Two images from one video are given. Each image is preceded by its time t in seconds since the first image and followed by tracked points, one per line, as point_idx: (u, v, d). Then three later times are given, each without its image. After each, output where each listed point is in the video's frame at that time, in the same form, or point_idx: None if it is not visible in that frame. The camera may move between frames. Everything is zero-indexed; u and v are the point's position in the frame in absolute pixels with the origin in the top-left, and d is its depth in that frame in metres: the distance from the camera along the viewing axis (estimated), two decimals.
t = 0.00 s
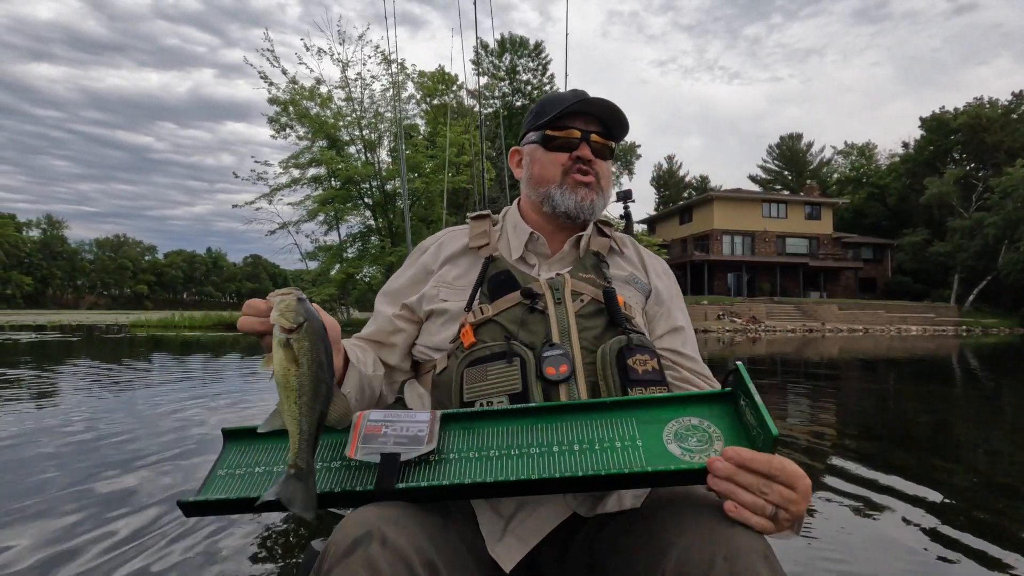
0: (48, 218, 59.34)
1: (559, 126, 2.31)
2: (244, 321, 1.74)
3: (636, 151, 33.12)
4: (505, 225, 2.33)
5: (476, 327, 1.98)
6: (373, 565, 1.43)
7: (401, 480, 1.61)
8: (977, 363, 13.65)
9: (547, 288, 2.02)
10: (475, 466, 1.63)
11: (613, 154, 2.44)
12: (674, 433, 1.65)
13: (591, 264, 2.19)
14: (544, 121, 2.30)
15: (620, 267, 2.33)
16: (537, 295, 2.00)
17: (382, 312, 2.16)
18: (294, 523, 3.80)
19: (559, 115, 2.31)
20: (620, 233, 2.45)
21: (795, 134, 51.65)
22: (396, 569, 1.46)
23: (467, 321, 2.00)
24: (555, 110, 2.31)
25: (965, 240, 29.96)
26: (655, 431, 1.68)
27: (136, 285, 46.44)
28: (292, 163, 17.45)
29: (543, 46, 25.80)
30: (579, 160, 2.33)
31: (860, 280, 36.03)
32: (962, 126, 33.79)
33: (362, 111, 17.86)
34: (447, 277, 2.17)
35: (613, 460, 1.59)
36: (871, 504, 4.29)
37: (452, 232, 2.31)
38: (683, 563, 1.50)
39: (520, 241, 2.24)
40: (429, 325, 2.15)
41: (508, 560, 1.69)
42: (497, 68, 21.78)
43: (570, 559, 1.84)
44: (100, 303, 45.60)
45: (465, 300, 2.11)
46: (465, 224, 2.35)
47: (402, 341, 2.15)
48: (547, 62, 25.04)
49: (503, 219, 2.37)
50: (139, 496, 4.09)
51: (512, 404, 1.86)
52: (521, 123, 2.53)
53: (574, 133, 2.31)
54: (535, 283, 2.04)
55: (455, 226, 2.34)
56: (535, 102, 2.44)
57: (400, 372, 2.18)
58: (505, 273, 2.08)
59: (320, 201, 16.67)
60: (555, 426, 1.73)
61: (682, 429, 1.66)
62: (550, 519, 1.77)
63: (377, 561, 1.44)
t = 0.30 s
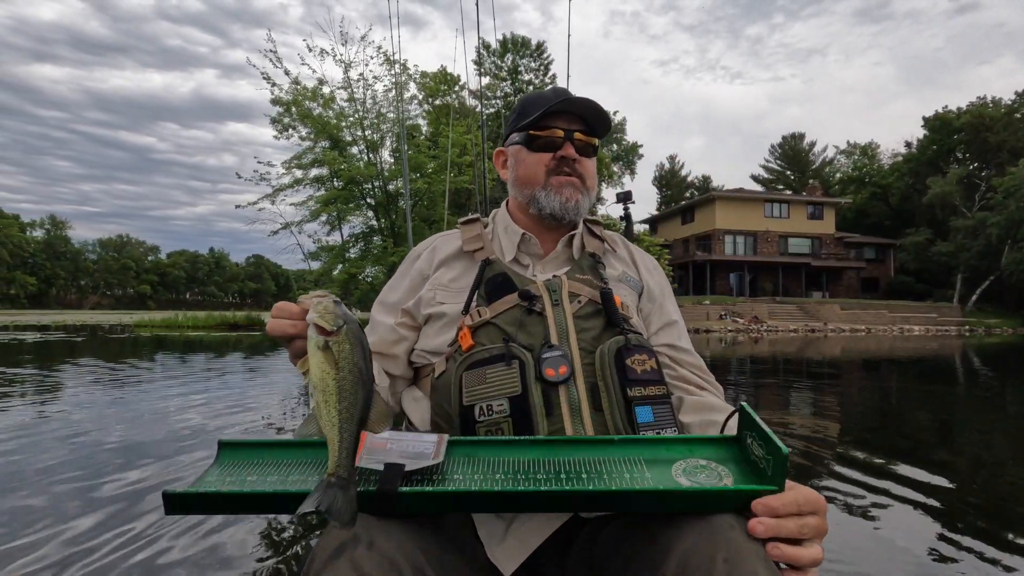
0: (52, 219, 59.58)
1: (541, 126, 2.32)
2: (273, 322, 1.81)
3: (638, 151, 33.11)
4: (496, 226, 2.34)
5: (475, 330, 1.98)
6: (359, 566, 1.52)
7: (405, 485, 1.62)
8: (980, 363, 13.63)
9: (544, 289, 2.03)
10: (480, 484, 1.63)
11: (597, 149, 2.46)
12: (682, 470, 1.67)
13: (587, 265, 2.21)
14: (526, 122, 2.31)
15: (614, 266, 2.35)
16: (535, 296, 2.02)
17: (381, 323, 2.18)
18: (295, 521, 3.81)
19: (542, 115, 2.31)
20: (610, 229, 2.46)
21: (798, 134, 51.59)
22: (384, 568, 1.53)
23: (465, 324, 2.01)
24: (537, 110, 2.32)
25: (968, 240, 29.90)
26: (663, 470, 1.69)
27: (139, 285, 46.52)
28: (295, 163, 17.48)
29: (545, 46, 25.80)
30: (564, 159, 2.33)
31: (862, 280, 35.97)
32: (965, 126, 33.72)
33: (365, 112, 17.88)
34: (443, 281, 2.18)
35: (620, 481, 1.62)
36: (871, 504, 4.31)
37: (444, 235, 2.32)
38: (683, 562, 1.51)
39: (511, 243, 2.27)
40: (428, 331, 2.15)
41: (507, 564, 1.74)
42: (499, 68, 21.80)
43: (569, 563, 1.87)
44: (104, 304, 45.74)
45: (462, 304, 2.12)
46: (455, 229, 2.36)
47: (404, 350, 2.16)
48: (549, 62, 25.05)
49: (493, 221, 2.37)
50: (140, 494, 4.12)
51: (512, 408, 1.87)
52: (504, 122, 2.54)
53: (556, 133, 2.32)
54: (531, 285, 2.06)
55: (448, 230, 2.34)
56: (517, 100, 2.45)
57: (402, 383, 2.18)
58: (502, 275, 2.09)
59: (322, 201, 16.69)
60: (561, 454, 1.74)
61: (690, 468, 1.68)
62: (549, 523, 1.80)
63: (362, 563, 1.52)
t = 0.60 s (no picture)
0: (56, 219, 59.78)
1: (535, 124, 2.33)
2: (293, 336, 1.82)
3: (640, 150, 33.11)
4: (495, 227, 2.35)
5: (477, 329, 2.00)
6: (359, 566, 1.53)
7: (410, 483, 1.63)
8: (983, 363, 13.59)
9: (547, 288, 2.04)
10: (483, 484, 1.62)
11: (592, 148, 2.46)
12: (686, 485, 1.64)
13: (587, 265, 2.22)
14: (520, 121, 2.32)
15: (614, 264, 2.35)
16: (537, 296, 2.03)
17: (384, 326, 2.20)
18: (295, 522, 3.79)
19: (534, 114, 2.32)
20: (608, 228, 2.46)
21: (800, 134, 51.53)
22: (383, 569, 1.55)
23: (467, 323, 2.02)
24: (530, 109, 2.32)
25: (971, 240, 29.83)
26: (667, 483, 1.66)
27: (142, 286, 46.63)
28: (297, 163, 17.51)
29: (547, 46, 25.80)
30: (558, 157, 2.34)
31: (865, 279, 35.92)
32: (968, 125, 33.65)
33: (367, 112, 17.89)
34: (444, 282, 2.19)
35: (624, 481, 1.64)
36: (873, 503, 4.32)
37: (444, 237, 2.32)
38: (689, 560, 1.52)
39: (511, 243, 2.27)
40: (430, 331, 2.16)
41: (509, 564, 1.76)
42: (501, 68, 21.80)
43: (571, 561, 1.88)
44: (106, 304, 45.81)
45: (465, 303, 2.13)
46: (455, 231, 2.37)
47: (408, 353, 2.18)
48: (550, 62, 25.04)
49: (492, 223, 2.39)
50: (143, 493, 4.13)
51: (515, 405, 1.87)
52: (499, 124, 2.55)
53: (550, 130, 2.32)
54: (534, 284, 2.06)
55: (448, 232, 2.35)
56: (510, 101, 2.46)
57: (406, 383, 2.19)
58: (505, 274, 2.10)
59: (324, 201, 16.72)
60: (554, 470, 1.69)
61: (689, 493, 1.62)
62: (550, 523, 1.81)
63: (363, 563, 1.54)
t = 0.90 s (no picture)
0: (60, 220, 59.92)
1: (528, 125, 2.34)
2: (305, 343, 1.83)
3: (642, 150, 33.08)
4: (492, 229, 2.36)
5: (475, 330, 2.01)
6: (360, 566, 1.54)
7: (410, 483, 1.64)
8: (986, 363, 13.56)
9: (545, 288, 2.05)
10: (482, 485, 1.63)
11: (586, 147, 2.46)
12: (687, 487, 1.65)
13: (585, 265, 2.22)
14: (513, 121, 2.32)
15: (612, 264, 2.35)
16: (535, 295, 2.04)
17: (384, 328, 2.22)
18: (298, 522, 3.79)
19: (527, 114, 2.33)
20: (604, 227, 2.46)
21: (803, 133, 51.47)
22: (384, 569, 1.56)
23: (466, 324, 2.03)
24: (522, 109, 2.33)
25: (974, 240, 29.76)
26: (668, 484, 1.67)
27: (145, 286, 46.71)
28: (299, 164, 17.53)
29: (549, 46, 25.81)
30: (552, 157, 2.34)
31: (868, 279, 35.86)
32: (971, 125, 33.60)
33: (370, 112, 17.89)
34: (442, 284, 2.20)
35: (623, 481, 1.64)
36: (874, 504, 4.31)
37: (441, 240, 2.34)
38: (692, 560, 1.52)
39: (507, 245, 2.28)
40: (428, 333, 2.18)
41: (509, 564, 1.76)
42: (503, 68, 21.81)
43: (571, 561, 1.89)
44: (109, 303, 45.91)
45: (463, 305, 2.14)
46: (452, 234, 2.38)
47: (407, 354, 2.20)
48: (552, 63, 25.04)
49: (489, 224, 2.40)
50: (146, 492, 4.13)
51: (514, 405, 1.87)
52: (494, 126, 2.56)
53: (543, 131, 2.33)
54: (532, 285, 2.07)
55: (445, 235, 2.36)
56: (504, 102, 2.47)
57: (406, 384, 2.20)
58: (503, 275, 2.11)
59: (327, 201, 16.72)
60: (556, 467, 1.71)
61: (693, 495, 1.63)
62: (550, 523, 1.81)
63: (365, 563, 1.54)
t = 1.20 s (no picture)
0: (64, 220, 60.05)
1: (526, 125, 2.35)
2: (316, 340, 1.83)
3: (644, 150, 33.06)
4: (493, 230, 2.37)
5: (479, 330, 2.02)
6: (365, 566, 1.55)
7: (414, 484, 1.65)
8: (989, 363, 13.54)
9: (547, 289, 2.06)
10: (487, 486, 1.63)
11: (586, 148, 2.47)
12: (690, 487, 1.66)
13: (587, 266, 2.23)
14: (511, 123, 2.34)
15: (613, 265, 2.36)
16: (538, 296, 2.05)
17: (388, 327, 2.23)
18: (301, 520, 3.79)
19: (526, 115, 2.34)
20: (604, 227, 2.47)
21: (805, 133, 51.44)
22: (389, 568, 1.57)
23: (468, 325, 2.04)
24: (521, 110, 2.35)
25: (976, 239, 29.71)
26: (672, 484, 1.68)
27: (148, 286, 46.80)
28: (302, 164, 17.56)
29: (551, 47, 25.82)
30: (550, 158, 2.35)
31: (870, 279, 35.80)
32: (974, 125, 33.56)
33: (372, 113, 17.91)
34: (444, 285, 2.21)
35: (626, 482, 1.65)
36: (875, 504, 4.31)
37: (442, 241, 2.35)
38: (699, 561, 1.53)
39: (508, 246, 2.29)
40: (431, 333, 2.19)
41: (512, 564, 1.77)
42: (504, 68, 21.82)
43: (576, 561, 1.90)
44: (112, 304, 46.01)
45: (465, 305, 2.15)
46: (453, 235, 2.39)
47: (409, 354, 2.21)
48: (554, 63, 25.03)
49: (489, 225, 2.41)
50: (150, 492, 4.13)
51: (517, 406, 1.88)
52: (494, 127, 2.58)
53: (542, 132, 2.34)
54: (534, 285, 2.08)
55: (447, 235, 2.37)
56: (504, 104, 2.49)
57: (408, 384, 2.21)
58: (505, 275, 2.12)
59: (330, 201, 16.74)
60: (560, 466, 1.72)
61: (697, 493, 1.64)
62: (553, 523, 1.82)
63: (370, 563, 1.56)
